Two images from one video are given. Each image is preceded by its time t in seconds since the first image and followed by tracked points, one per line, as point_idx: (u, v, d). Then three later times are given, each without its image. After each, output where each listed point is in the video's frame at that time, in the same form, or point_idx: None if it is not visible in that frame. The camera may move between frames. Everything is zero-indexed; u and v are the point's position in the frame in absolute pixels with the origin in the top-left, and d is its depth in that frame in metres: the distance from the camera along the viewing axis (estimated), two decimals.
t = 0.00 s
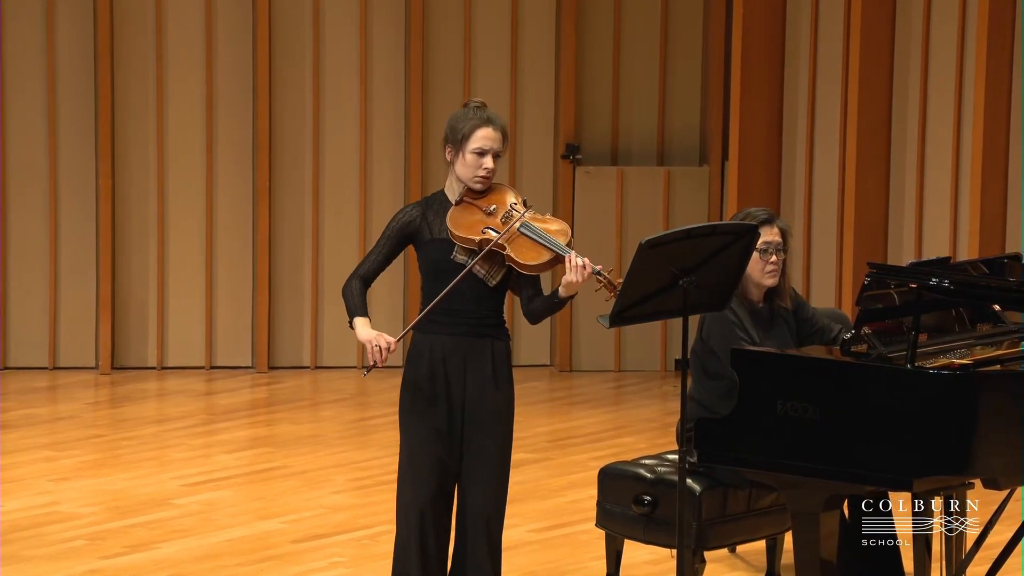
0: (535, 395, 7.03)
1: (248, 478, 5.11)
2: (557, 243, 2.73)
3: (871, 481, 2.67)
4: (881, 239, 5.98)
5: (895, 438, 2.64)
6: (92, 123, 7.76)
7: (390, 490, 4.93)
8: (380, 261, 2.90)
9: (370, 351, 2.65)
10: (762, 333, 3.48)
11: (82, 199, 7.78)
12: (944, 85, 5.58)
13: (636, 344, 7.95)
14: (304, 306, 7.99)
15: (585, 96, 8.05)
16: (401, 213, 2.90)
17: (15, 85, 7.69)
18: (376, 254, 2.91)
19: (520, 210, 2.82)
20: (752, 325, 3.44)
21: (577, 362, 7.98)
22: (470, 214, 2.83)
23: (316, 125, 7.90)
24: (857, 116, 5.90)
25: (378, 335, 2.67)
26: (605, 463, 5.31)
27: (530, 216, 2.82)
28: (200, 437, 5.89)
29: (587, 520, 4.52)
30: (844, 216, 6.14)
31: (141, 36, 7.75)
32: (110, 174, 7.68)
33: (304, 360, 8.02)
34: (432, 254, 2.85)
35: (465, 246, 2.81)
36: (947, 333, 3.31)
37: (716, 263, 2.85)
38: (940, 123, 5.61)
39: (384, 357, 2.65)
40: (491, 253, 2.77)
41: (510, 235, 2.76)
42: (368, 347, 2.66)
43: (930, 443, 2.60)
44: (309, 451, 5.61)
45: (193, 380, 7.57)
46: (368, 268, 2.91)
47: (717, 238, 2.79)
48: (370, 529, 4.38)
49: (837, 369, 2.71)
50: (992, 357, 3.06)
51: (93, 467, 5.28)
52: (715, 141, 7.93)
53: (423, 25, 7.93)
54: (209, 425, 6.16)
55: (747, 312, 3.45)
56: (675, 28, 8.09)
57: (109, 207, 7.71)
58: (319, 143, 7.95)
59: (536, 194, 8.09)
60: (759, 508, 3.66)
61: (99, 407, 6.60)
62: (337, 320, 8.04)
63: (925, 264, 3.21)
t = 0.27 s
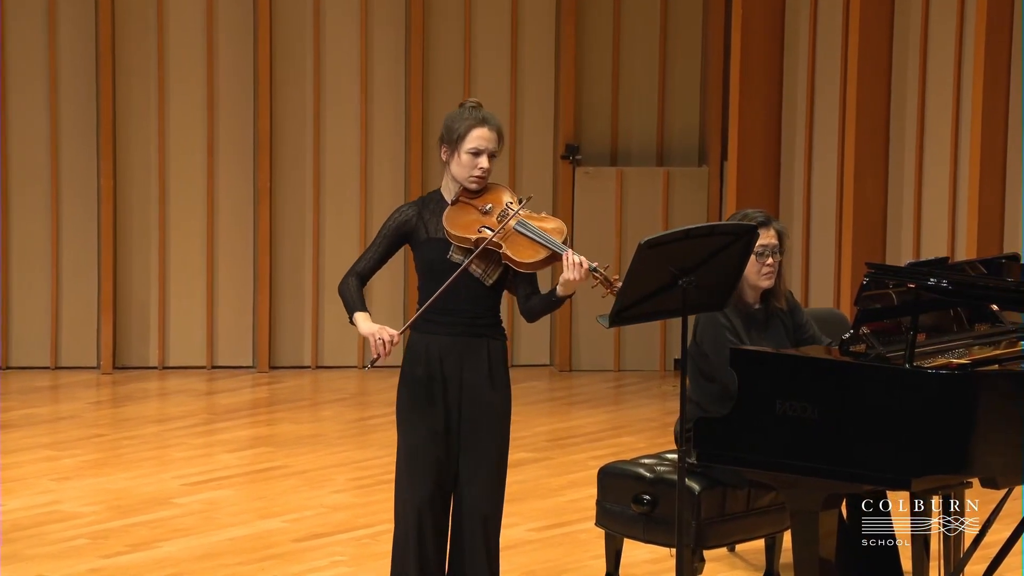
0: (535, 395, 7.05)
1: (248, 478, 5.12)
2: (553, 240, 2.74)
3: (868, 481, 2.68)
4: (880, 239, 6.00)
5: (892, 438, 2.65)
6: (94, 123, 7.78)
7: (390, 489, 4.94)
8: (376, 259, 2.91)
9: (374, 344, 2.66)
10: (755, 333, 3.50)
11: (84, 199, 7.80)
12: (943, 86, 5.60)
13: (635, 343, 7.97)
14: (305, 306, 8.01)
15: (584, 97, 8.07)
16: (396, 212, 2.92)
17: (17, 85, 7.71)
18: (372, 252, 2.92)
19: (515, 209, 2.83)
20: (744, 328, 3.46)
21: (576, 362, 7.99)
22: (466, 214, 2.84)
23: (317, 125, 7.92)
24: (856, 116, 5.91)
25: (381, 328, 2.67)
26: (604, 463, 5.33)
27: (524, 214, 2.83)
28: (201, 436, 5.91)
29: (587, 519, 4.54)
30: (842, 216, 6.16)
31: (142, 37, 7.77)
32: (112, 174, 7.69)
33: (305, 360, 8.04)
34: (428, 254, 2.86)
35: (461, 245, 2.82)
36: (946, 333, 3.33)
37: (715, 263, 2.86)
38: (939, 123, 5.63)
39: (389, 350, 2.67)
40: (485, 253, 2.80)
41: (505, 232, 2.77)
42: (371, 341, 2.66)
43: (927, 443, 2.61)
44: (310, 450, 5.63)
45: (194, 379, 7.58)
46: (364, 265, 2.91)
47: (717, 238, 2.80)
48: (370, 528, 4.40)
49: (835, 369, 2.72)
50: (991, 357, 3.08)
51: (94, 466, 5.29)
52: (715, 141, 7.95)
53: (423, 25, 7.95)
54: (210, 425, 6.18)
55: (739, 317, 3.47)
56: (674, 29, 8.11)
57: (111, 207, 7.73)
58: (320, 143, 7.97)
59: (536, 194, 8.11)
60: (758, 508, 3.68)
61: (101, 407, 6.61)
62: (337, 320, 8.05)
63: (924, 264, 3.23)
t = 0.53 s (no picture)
0: (535, 395, 7.06)
1: (249, 477, 5.14)
2: (550, 238, 2.75)
3: (867, 481, 2.69)
4: (878, 239, 6.01)
5: (891, 437, 2.66)
6: (95, 124, 7.79)
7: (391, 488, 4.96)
8: (374, 255, 2.91)
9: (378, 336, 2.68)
10: (750, 334, 3.50)
11: (85, 199, 7.81)
12: (942, 86, 5.62)
13: (635, 343, 7.98)
14: (305, 306, 8.02)
15: (584, 97, 8.08)
16: (394, 211, 2.93)
17: (19, 86, 7.73)
18: (370, 249, 2.92)
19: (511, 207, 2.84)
20: (731, 326, 3.46)
21: (576, 361, 8.01)
22: (463, 213, 2.84)
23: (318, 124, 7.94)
24: (855, 116, 5.93)
25: (384, 321, 2.69)
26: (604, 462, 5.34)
27: (520, 212, 2.84)
28: (202, 436, 5.92)
29: (587, 518, 4.55)
30: (841, 216, 6.17)
31: (144, 38, 7.79)
32: (113, 174, 7.71)
33: (306, 360, 8.06)
34: (425, 253, 2.87)
35: (458, 244, 2.82)
36: (943, 332, 3.34)
37: (716, 263, 2.88)
38: (937, 124, 5.64)
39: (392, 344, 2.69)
40: (477, 261, 2.82)
41: (502, 230, 2.78)
42: (374, 333, 2.69)
43: (927, 442, 2.62)
44: (310, 450, 5.64)
45: (195, 379, 7.59)
46: (361, 262, 2.91)
47: (717, 238, 2.82)
48: (371, 528, 4.41)
49: (835, 368, 2.74)
50: (989, 356, 3.09)
51: (95, 466, 5.31)
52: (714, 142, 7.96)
53: (424, 25, 7.96)
54: (211, 424, 6.19)
55: (726, 316, 3.46)
56: (674, 29, 8.12)
57: (112, 207, 7.74)
58: (320, 143, 7.98)
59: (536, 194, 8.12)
60: (757, 507, 3.69)
61: (102, 407, 6.62)
62: (337, 319, 8.07)
63: (922, 264, 3.24)
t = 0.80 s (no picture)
0: (535, 394, 7.08)
1: (250, 476, 5.16)
2: (547, 237, 2.76)
3: (866, 480, 2.70)
4: (877, 239, 6.03)
5: (890, 437, 2.67)
6: (96, 124, 7.81)
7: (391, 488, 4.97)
8: (372, 253, 2.93)
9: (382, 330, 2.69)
10: (746, 335, 3.52)
11: (86, 199, 7.83)
12: (940, 87, 5.63)
13: (634, 343, 8.00)
14: (306, 306, 8.04)
15: (584, 97, 8.10)
16: (392, 210, 2.95)
17: (21, 86, 7.75)
18: (368, 247, 2.94)
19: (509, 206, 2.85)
20: (727, 328, 3.47)
21: (576, 361, 8.03)
22: (461, 213, 2.86)
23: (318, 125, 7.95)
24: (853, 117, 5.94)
25: (388, 315, 2.70)
26: (604, 462, 5.36)
27: (517, 211, 2.85)
28: (203, 435, 5.94)
29: (587, 517, 4.57)
30: (840, 217, 6.18)
31: (144, 39, 7.80)
32: (114, 174, 7.72)
33: (307, 359, 8.07)
34: (422, 253, 2.89)
35: (456, 244, 2.84)
36: (942, 332, 3.35)
37: (715, 262, 2.89)
38: (936, 124, 5.65)
39: (395, 337, 2.70)
40: (476, 259, 2.83)
41: (498, 230, 2.80)
42: (378, 328, 2.70)
43: (926, 440, 2.63)
44: (311, 449, 5.66)
45: (196, 379, 7.61)
46: (358, 260, 2.94)
47: (717, 238, 2.83)
48: (371, 527, 4.43)
49: (834, 368, 2.75)
50: (986, 356, 3.10)
51: (97, 465, 5.33)
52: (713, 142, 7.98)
53: (424, 25, 7.97)
54: (212, 424, 6.21)
55: (721, 315, 3.47)
56: (673, 29, 8.14)
57: (114, 207, 7.76)
58: (321, 143, 8.00)
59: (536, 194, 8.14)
60: (756, 507, 3.70)
61: (104, 406, 6.64)
62: (338, 319, 8.08)
63: (921, 264, 3.24)
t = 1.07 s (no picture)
0: (534, 394, 7.09)
1: (250, 476, 5.17)
2: (545, 238, 2.78)
3: (865, 479, 2.71)
4: (876, 239, 6.04)
5: (889, 437, 2.69)
6: (98, 124, 7.83)
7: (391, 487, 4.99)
8: (371, 251, 2.95)
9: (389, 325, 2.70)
10: (743, 336, 3.54)
11: (87, 200, 7.85)
12: (938, 88, 5.65)
13: (634, 343, 8.01)
14: (307, 306, 8.06)
15: (583, 98, 8.11)
16: (389, 210, 2.96)
17: (23, 87, 7.77)
18: (366, 247, 2.96)
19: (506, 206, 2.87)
20: (724, 330, 3.49)
21: (576, 361, 8.04)
22: (458, 214, 2.88)
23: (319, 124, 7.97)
24: (852, 117, 5.95)
25: (394, 310, 2.71)
26: (603, 461, 5.38)
27: (514, 212, 2.87)
28: (204, 435, 5.96)
29: (586, 517, 4.58)
30: (839, 216, 6.20)
31: (146, 40, 7.82)
32: (116, 174, 7.74)
33: (308, 359, 8.09)
34: (419, 253, 2.90)
35: (453, 245, 2.85)
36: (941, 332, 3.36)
37: (715, 263, 2.90)
38: (934, 124, 5.67)
39: (401, 332, 2.72)
40: (472, 264, 2.85)
41: (497, 230, 2.81)
42: (385, 323, 2.71)
43: (924, 440, 2.64)
44: (312, 449, 5.67)
45: (197, 378, 7.62)
46: (356, 259, 2.96)
47: (716, 239, 2.85)
48: (371, 526, 4.44)
49: (833, 367, 2.76)
50: (984, 356, 3.12)
51: (98, 464, 5.34)
52: (712, 143, 7.99)
53: (424, 25, 7.99)
54: (213, 423, 6.23)
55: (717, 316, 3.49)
56: (673, 30, 8.15)
57: (115, 207, 7.78)
58: (321, 144, 8.01)
59: (536, 194, 8.15)
60: (755, 506, 3.72)
61: (105, 406, 6.66)
62: (338, 319, 8.10)
63: (920, 264, 3.25)
